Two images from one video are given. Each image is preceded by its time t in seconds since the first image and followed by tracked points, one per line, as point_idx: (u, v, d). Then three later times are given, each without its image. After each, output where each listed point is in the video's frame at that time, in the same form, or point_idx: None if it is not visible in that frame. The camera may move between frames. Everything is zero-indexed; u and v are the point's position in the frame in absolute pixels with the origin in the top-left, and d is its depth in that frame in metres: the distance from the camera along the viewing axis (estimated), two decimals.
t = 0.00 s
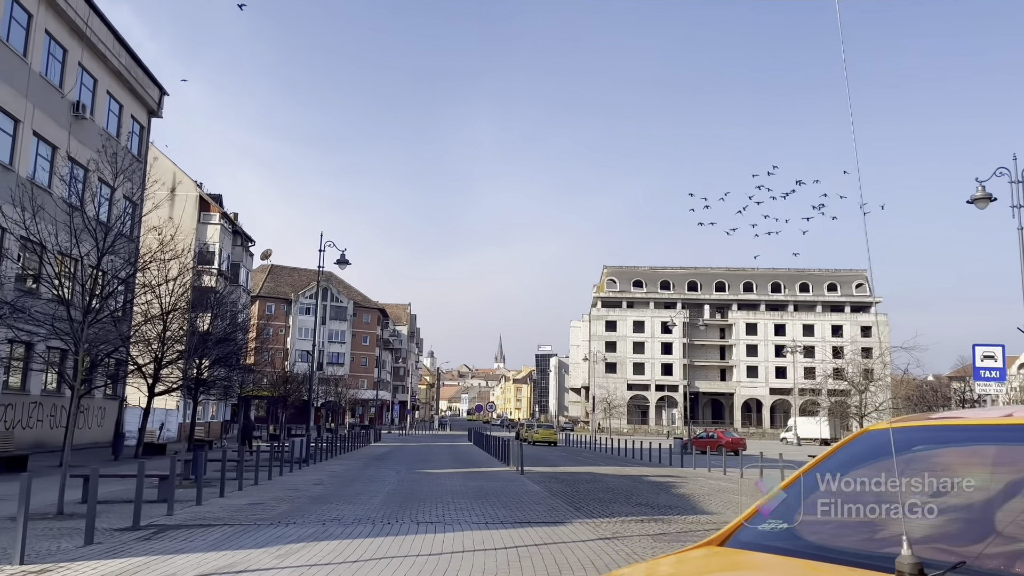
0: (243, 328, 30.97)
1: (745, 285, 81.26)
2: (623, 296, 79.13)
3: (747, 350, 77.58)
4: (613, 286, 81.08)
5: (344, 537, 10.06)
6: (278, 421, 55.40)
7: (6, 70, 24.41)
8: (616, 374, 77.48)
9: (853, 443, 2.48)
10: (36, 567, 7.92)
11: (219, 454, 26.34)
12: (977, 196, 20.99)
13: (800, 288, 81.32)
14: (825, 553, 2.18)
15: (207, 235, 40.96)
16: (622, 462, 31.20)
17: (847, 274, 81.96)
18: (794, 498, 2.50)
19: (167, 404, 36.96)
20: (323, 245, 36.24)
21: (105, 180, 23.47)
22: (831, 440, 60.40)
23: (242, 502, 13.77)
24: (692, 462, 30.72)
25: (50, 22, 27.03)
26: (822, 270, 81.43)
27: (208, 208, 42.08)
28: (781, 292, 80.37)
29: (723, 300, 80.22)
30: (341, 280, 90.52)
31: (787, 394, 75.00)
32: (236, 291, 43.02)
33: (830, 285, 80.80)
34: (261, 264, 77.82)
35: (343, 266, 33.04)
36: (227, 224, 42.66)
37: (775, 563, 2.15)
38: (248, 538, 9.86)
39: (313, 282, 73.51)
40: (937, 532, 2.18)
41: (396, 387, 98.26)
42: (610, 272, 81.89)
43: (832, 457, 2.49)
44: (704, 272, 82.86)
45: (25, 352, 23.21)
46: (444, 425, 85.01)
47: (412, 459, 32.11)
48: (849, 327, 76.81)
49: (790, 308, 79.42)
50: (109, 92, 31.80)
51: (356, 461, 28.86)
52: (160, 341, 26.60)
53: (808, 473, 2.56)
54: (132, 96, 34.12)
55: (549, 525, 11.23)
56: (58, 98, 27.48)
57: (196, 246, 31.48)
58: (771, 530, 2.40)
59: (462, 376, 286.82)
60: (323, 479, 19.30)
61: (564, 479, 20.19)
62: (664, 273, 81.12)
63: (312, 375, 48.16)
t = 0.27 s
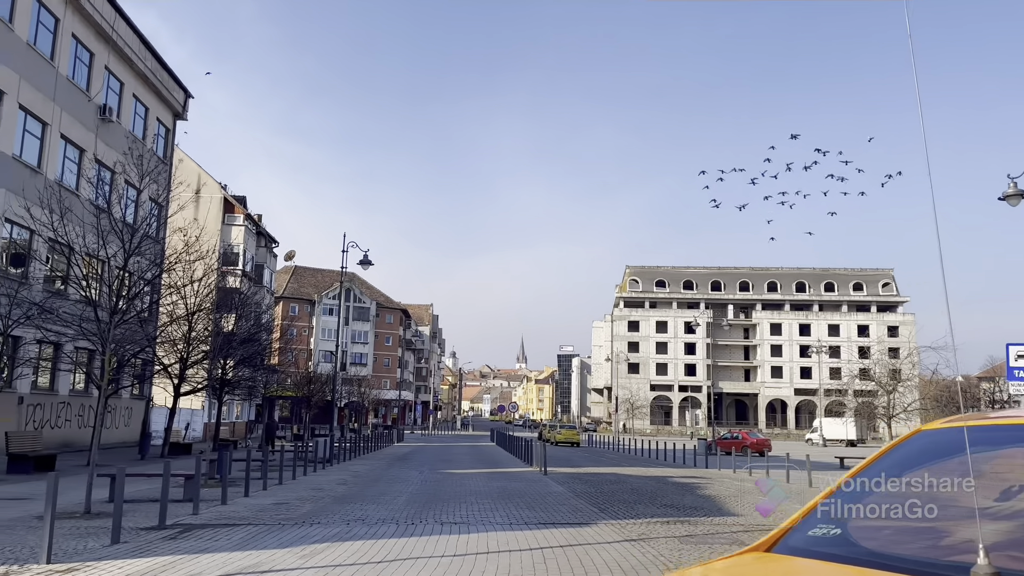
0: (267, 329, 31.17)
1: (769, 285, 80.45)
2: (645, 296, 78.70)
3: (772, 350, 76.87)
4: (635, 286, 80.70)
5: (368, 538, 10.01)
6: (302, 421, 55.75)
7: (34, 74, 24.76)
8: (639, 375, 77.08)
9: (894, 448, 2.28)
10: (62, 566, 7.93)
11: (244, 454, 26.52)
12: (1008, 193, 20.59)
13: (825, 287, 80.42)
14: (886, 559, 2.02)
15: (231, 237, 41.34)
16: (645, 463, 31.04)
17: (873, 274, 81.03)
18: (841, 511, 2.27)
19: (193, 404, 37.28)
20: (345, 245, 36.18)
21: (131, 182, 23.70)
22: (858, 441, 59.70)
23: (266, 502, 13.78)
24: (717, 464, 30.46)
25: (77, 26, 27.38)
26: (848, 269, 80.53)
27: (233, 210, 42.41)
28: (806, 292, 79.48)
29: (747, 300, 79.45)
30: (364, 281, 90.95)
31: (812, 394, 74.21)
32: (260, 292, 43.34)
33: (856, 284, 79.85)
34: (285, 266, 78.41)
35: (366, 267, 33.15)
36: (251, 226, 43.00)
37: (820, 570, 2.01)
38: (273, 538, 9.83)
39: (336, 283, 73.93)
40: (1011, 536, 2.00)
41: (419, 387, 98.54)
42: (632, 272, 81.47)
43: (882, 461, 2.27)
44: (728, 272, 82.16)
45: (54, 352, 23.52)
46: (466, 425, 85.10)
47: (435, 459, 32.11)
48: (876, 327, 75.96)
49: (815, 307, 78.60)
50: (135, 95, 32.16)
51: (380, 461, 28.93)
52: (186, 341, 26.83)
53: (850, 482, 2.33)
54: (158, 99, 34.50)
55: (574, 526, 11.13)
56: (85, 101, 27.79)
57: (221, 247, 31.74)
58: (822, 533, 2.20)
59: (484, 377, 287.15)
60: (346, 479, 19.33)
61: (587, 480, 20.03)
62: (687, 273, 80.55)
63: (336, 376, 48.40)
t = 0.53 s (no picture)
0: (283, 329, 31.24)
1: (785, 285, 79.80)
2: (660, 296, 78.32)
3: (788, 351, 76.32)
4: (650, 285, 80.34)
5: (386, 540, 9.93)
6: (317, 421, 55.86)
7: (52, 76, 24.93)
8: (654, 375, 76.69)
9: (966, 449, 2.40)
10: (82, 567, 7.92)
11: (260, 454, 26.54)
12: None
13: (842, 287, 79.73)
14: None
15: (247, 238, 41.48)
16: (662, 464, 30.85)
17: (890, 273, 80.36)
18: (910, 515, 2.34)
19: (208, 404, 37.40)
20: (360, 245, 36.12)
21: (148, 183, 23.80)
22: (876, 442, 59.13)
23: (283, 503, 13.76)
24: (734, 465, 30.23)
25: (94, 28, 27.54)
26: (865, 269, 79.88)
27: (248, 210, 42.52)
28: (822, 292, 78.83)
29: (763, 300, 78.85)
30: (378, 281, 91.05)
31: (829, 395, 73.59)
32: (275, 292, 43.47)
33: (873, 284, 79.11)
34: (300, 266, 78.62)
35: (382, 267, 33.15)
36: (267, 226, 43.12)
37: None
38: (290, 539, 9.78)
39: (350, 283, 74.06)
40: None
41: (433, 387, 98.51)
42: (647, 272, 81.10)
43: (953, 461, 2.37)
44: (744, 272, 81.62)
45: (73, 353, 23.67)
46: (481, 425, 85.02)
47: (450, 459, 31.99)
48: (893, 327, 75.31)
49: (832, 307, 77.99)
50: (152, 97, 32.33)
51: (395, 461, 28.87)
52: (202, 341, 26.91)
53: (927, 481, 2.41)
54: (174, 101, 34.67)
55: (593, 529, 11.01)
56: (102, 102, 27.95)
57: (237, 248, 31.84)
58: (889, 550, 2.21)
59: (498, 377, 287.06)
60: (362, 480, 19.29)
61: (604, 481, 19.88)
62: (703, 273, 80.06)
63: (351, 376, 48.45)
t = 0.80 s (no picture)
0: (293, 329, 31.26)
1: (795, 284, 79.35)
2: (670, 295, 78.09)
3: (798, 350, 75.97)
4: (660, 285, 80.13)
5: (398, 541, 9.83)
6: (327, 421, 55.98)
7: (63, 77, 24.99)
8: (664, 375, 76.45)
9: None
10: (92, 567, 7.87)
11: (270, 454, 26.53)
12: None
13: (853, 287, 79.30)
14: None
15: (257, 238, 41.56)
16: (673, 465, 30.73)
17: (901, 273, 79.91)
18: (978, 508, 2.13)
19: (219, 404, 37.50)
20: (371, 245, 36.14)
21: (159, 183, 23.84)
22: (888, 442, 58.81)
23: (293, 503, 13.69)
24: (745, 465, 30.11)
25: (105, 29, 27.62)
26: (875, 268, 79.47)
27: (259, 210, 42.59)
28: (833, 292, 78.41)
29: (773, 300, 78.49)
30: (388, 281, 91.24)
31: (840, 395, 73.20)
32: (285, 292, 43.54)
33: (884, 283, 78.65)
34: (310, 266, 78.85)
35: (391, 267, 33.06)
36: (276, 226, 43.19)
37: None
38: (300, 540, 9.68)
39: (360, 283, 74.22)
40: None
41: (442, 387, 98.59)
42: (656, 272, 80.85)
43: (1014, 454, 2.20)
44: (754, 271, 81.26)
45: (84, 353, 23.73)
46: (490, 425, 84.98)
47: (460, 459, 31.95)
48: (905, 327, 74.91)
49: (843, 307, 77.59)
50: (162, 98, 32.41)
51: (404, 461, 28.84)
52: (213, 341, 26.94)
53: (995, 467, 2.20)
54: (185, 101, 34.77)
55: (606, 529, 10.89)
56: (113, 103, 28.05)
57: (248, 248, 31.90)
58: (949, 559, 1.90)
59: (507, 377, 287.12)
60: (373, 480, 19.28)
61: (616, 481, 19.77)
62: (713, 272, 79.75)
63: (361, 376, 48.48)
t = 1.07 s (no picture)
0: (302, 328, 31.22)
1: (804, 284, 78.77)
2: (679, 295, 77.77)
3: (808, 350, 75.58)
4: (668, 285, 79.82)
5: (408, 541, 9.74)
6: (335, 421, 55.97)
7: (73, 77, 25.04)
8: (673, 375, 76.16)
9: None
10: (101, 567, 7.81)
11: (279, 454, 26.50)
12: None
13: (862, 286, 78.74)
14: None
15: (265, 238, 41.55)
16: (683, 464, 30.55)
17: (912, 272, 79.36)
18: None
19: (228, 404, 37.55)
20: (379, 244, 36.03)
21: (168, 183, 23.82)
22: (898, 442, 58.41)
23: (303, 502, 13.64)
24: (755, 465, 29.90)
25: (114, 29, 27.65)
26: (885, 267, 78.94)
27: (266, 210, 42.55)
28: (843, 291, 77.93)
29: (782, 299, 78.02)
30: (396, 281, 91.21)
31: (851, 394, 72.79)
32: (293, 292, 43.53)
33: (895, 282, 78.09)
34: (318, 266, 78.88)
35: (399, 266, 32.98)
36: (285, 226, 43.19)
37: None
38: (310, 540, 9.61)
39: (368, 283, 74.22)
40: None
41: (451, 387, 98.54)
42: (665, 271, 80.50)
43: None
44: (763, 270, 80.83)
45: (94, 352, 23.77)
46: (498, 425, 84.83)
47: (468, 459, 31.82)
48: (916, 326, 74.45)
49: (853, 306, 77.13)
50: (171, 97, 32.45)
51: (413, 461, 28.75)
52: (222, 341, 26.94)
53: None
54: (193, 101, 34.78)
55: (618, 529, 10.78)
56: (122, 103, 28.09)
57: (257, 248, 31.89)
58: (1014, 561, 2.18)
59: (515, 376, 286.98)
60: (382, 479, 19.22)
61: (626, 481, 19.62)
62: (721, 271, 79.34)
63: (369, 375, 48.44)
